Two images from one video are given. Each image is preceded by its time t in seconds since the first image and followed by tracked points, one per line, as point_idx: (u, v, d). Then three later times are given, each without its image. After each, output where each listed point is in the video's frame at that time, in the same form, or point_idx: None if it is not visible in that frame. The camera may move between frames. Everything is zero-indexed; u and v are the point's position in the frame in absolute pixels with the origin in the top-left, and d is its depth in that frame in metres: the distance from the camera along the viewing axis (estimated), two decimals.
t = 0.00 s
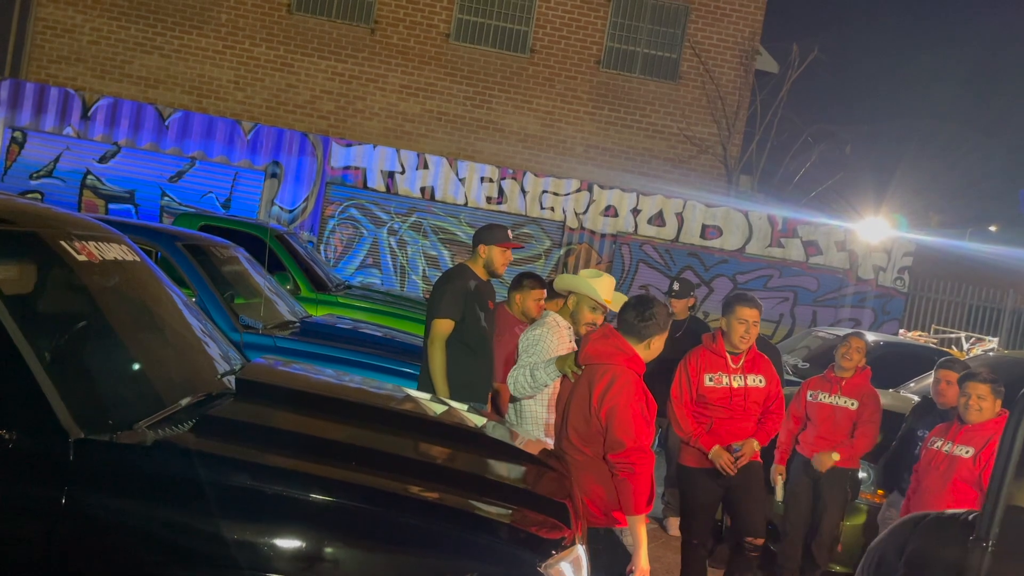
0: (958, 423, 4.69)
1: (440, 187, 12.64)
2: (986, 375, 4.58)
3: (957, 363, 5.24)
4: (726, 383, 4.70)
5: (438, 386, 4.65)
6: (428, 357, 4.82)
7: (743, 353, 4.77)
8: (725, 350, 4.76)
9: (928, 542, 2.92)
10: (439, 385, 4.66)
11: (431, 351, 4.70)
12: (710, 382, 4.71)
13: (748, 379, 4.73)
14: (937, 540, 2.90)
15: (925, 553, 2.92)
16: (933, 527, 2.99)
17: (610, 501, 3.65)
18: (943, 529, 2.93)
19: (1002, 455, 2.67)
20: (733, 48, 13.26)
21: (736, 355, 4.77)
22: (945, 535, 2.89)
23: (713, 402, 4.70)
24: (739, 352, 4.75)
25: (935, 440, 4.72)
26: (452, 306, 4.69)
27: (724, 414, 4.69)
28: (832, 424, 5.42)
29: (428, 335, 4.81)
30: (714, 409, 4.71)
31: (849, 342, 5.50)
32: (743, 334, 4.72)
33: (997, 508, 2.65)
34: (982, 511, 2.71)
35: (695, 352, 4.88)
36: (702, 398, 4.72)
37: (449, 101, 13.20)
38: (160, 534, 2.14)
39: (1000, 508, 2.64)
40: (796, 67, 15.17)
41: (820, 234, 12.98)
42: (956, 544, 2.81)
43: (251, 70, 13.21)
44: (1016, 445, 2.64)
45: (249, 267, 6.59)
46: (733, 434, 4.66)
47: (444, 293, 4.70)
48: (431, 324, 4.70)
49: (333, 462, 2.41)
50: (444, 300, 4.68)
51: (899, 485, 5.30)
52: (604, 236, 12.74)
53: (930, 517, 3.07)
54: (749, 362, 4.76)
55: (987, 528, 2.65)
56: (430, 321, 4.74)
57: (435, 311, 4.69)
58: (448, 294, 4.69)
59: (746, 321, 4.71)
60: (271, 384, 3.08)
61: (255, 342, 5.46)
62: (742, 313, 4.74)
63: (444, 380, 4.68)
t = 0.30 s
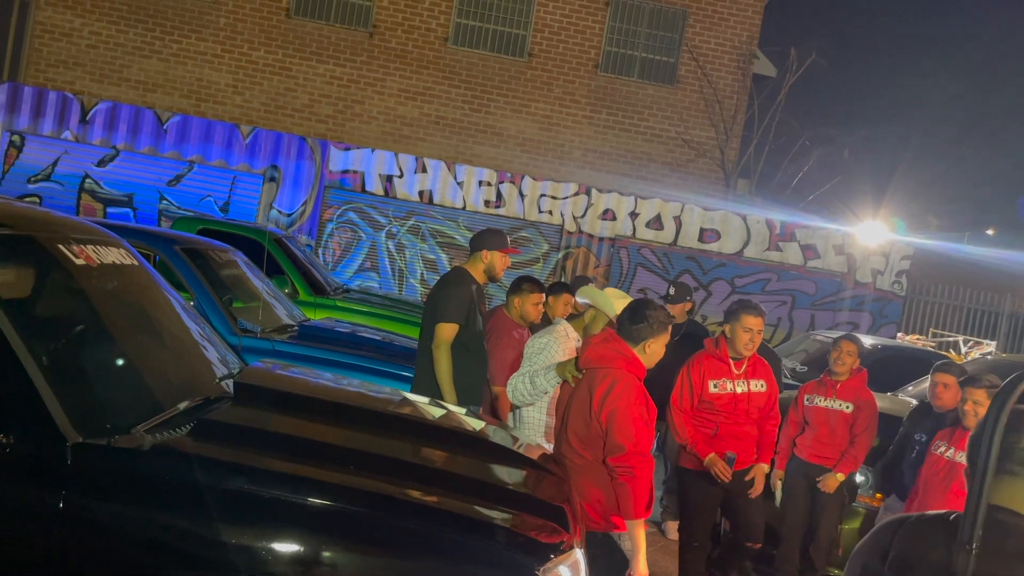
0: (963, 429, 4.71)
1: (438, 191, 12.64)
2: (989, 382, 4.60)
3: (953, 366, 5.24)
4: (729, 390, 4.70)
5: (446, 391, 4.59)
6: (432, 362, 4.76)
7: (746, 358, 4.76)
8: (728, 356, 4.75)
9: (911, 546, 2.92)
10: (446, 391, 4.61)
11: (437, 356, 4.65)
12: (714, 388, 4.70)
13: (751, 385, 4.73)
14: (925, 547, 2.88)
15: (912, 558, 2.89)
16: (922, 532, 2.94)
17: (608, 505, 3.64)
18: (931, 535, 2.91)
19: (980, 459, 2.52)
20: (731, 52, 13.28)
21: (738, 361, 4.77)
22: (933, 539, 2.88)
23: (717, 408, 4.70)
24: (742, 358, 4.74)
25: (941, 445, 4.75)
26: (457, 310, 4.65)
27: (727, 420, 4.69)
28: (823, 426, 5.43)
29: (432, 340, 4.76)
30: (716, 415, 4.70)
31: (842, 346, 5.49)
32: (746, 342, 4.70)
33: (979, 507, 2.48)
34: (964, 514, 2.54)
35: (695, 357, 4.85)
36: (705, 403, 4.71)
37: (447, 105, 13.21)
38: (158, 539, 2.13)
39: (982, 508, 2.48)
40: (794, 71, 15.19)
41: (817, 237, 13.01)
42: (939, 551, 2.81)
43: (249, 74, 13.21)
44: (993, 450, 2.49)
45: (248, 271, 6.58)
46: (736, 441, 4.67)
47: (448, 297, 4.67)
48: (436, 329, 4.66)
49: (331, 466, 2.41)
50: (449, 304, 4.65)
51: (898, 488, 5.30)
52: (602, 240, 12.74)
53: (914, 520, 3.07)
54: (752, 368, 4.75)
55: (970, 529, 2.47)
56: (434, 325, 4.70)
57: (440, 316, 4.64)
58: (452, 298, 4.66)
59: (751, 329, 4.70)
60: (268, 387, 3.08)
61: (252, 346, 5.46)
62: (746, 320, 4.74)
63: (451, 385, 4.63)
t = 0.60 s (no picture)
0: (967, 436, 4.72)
1: (434, 196, 12.64)
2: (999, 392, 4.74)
3: (950, 370, 5.27)
4: (735, 393, 4.84)
5: (452, 399, 4.54)
6: (435, 370, 4.72)
7: (750, 362, 4.92)
8: (734, 360, 4.89)
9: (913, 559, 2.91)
10: (452, 398, 4.56)
11: (440, 364, 4.60)
12: (720, 391, 4.83)
13: (755, 388, 4.89)
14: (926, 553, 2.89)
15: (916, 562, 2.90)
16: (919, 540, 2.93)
17: (605, 509, 3.63)
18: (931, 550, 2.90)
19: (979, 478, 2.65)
20: (726, 57, 13.31)
21: (743, 364, 4.92)
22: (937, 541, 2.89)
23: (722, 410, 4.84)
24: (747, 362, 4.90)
25: (943, 451, 4.75)
26: (458, 316, 4.63)
27: (733, 422, 4.83)
28: (817, 430, 5.43)
29: (433, 347, 4.72)
30: (722, 416, 4.85)
31: (835, 348, 5.51)
32: (749, 343, 4.87)
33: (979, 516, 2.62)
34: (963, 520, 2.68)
35: (701, 361, 4.98)
36: (710, 406, 4.86)
37: (443, 110, 13.22)
38: (154, 544, 2.12)
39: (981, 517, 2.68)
40: (788, 77, 15.25)
41: (812, 242, 13.04)
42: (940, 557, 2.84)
43: (245, 79, 13.22)
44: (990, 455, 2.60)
45: (243, 276, 6.57)
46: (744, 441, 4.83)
47: (448, 303, 4.65)
48: (438, 336, 4.62)
49: (328, 472, 2.41)
50: (449, 310, 4.62)
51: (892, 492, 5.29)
52: (598, 244, 12.76)
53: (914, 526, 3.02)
54: (756, 372, 4.92)
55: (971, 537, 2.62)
56: (434, 332, 4.66)
57: (441, 322, 4.62)
58: (452, 304, 4.65)
59: (754, 331, 4.86)
60: (263, 391, 3.07)
61: (248, 351, 5.44)
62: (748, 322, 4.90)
63: (455, 392, 4.59)
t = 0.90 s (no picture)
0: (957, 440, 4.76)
1: (427, 200, 12.65)
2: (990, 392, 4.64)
3: (942, 373, 5.28)
4: (734, 394, 5.00)
5: (448, 404, 4.52)
6: (429, 376, 4.70)
7: (751, 365, 5.09)
8: (734, 362, 5.05)
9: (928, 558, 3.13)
10: (448, 404, 4.54)
11: (436, 369, 4.59)
12: (720, 392, 4.99)
13: (755, 391, 5.05)
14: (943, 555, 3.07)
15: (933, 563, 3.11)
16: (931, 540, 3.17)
17: (598, 512, 3.63)
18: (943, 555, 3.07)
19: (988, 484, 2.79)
20: (717, 62, 13.36)
21: (744, 367, 5.09)
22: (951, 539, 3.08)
23: (722, 409, 4.99)
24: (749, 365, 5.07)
25: (936, 455, 4.78)
26: (452, 321, 4.62)
27: (731, 422, 4.99)
28: (811, 434, 5.44)
29: (427, 352, 4.71)
30: (721, 416, 4.99)
31: (827, 352, 5.52)
32: (749, 346, 5.03)
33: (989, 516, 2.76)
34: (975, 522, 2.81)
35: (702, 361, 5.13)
36: (709, 405, 5.01)
37: (436, 115, 13.23)
38: (145, 550, 2.11)
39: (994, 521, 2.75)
40: (780, 82, 15.31)
41: (804, 246, 13.08)
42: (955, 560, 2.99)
43: (237, 84, 13.20)
44: (1004, 464, 2.76)
45: (235, 281, 6.55)
46: (742, 440, 4.99)
47: (442, 307, 4.64)
48: (433, 341, 4.60)
49: (321, 476, 2.40)
50: (444, 315, 4.61)
51: (884, 494, 5.33)
52: (591, 249, 12.78)
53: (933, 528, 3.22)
54: (756, 374, 5.08)
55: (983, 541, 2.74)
56: (429, 338, 4.65)
57: (435, 327, 4.60)
58: (445, 308, 4.63)
59: (756, 334, 5.03)
60: (256, 395, 3.06)
61: (241, 355, 5.43)
62: (751, 325, 5.07)
63: (452, 398, 4.57)
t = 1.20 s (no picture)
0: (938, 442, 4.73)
1: (416, 205, 12.65)
2: (955, 397, 4.62)
3: (931, 376, 5.39)
4: (725, 394, 5.06)
5: (438, 409, 4.52)
6: (418, 381, 4.69)
7: (742, 367, 5.15)
8: (725, 363, 5.11)
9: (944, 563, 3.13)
10: (437, 408, 4.53)
11: (425, 374, 4.58)
12: (711, 391, 5.05)
13: (745, 393, 5.11)
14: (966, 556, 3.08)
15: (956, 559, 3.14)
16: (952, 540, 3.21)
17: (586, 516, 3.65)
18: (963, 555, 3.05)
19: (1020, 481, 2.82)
20: (706, 67, 13.42)
21: (735, 368, 5.15)
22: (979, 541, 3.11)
23: (713, 410, 5.04)
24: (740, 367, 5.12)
25: (919, 459, 4.77)
26: (441, 325, 4.62)
27: (722, 422, 5.03)
28: (803, 439, 5.46)
29: (416, 357, 4.69)
30: (711, 416, 5.05)
31: (822, 358, 5.54)
32: (739, 347, 5.07)
33: None
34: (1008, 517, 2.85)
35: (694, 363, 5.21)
36: (701, 405, 5.06)
37: (425, 120, 13.23)
38: (133, 555, 2.10)
39: None
40: (768, 87, 15.40)
41: (792, 250, 13.15)
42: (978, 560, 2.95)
43: (225, 89, 13.17)
44: None
45: (224, 285, 6.53)
46: (734, 441, 5.03)
47: (431, 312, 4.63)
48: (422, 346, 4.59)
49: (309, 481, 2.39)
50: (433, 320, 4.61)
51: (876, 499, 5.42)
52: (580, 253, 12.79)
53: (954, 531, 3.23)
54: (747, 376, 5.15)
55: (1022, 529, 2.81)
56: (418, 342, 4.64)
57: (424, 332, 4.60)
58: (434, 312, 4.63)
59: (745, 336, 5.07)
60: (245, 400, 3.05)
61: (229, 361, 5.41)
62: (741, 327, 5.11)
63: (442, 402, 4.57)
